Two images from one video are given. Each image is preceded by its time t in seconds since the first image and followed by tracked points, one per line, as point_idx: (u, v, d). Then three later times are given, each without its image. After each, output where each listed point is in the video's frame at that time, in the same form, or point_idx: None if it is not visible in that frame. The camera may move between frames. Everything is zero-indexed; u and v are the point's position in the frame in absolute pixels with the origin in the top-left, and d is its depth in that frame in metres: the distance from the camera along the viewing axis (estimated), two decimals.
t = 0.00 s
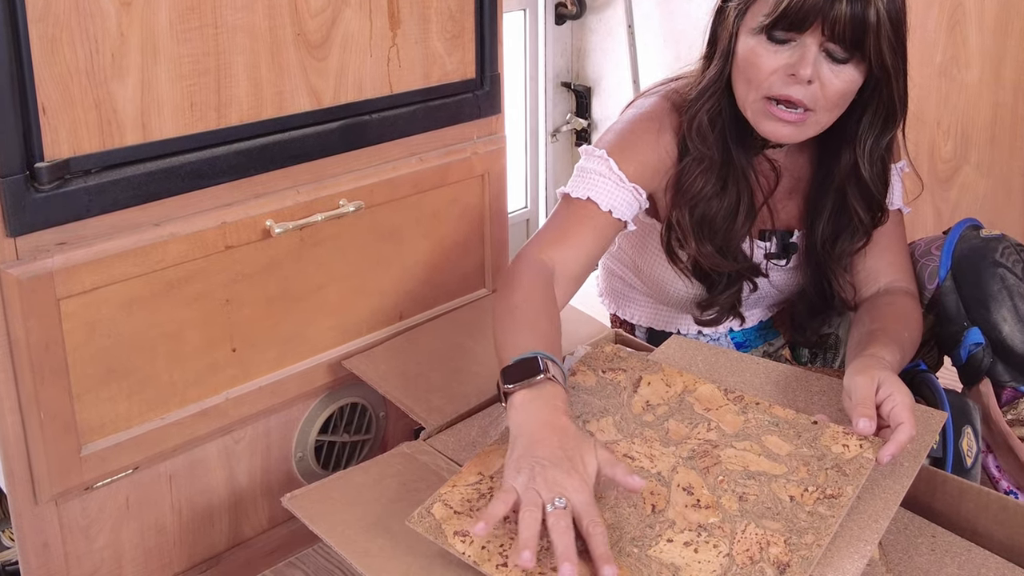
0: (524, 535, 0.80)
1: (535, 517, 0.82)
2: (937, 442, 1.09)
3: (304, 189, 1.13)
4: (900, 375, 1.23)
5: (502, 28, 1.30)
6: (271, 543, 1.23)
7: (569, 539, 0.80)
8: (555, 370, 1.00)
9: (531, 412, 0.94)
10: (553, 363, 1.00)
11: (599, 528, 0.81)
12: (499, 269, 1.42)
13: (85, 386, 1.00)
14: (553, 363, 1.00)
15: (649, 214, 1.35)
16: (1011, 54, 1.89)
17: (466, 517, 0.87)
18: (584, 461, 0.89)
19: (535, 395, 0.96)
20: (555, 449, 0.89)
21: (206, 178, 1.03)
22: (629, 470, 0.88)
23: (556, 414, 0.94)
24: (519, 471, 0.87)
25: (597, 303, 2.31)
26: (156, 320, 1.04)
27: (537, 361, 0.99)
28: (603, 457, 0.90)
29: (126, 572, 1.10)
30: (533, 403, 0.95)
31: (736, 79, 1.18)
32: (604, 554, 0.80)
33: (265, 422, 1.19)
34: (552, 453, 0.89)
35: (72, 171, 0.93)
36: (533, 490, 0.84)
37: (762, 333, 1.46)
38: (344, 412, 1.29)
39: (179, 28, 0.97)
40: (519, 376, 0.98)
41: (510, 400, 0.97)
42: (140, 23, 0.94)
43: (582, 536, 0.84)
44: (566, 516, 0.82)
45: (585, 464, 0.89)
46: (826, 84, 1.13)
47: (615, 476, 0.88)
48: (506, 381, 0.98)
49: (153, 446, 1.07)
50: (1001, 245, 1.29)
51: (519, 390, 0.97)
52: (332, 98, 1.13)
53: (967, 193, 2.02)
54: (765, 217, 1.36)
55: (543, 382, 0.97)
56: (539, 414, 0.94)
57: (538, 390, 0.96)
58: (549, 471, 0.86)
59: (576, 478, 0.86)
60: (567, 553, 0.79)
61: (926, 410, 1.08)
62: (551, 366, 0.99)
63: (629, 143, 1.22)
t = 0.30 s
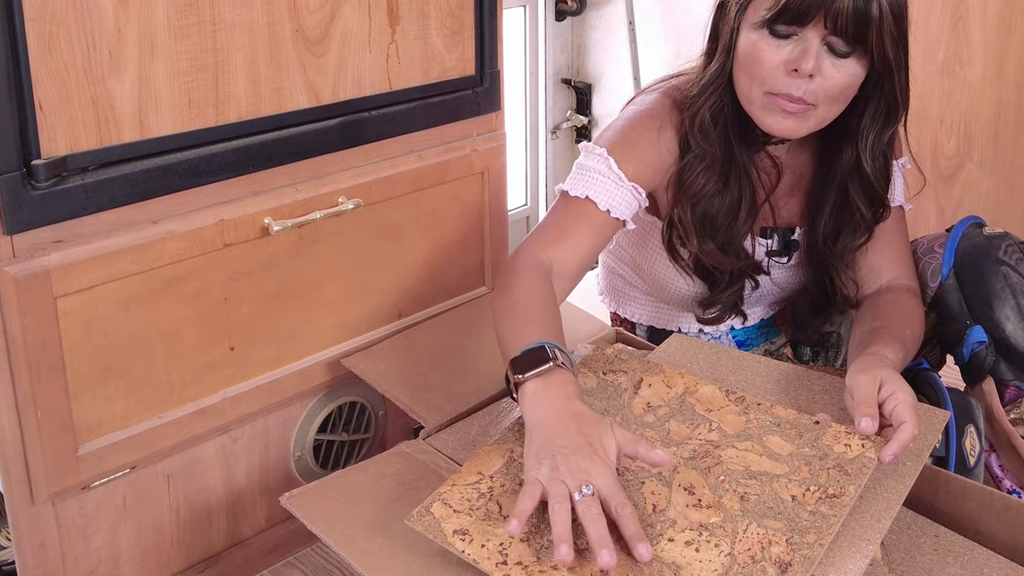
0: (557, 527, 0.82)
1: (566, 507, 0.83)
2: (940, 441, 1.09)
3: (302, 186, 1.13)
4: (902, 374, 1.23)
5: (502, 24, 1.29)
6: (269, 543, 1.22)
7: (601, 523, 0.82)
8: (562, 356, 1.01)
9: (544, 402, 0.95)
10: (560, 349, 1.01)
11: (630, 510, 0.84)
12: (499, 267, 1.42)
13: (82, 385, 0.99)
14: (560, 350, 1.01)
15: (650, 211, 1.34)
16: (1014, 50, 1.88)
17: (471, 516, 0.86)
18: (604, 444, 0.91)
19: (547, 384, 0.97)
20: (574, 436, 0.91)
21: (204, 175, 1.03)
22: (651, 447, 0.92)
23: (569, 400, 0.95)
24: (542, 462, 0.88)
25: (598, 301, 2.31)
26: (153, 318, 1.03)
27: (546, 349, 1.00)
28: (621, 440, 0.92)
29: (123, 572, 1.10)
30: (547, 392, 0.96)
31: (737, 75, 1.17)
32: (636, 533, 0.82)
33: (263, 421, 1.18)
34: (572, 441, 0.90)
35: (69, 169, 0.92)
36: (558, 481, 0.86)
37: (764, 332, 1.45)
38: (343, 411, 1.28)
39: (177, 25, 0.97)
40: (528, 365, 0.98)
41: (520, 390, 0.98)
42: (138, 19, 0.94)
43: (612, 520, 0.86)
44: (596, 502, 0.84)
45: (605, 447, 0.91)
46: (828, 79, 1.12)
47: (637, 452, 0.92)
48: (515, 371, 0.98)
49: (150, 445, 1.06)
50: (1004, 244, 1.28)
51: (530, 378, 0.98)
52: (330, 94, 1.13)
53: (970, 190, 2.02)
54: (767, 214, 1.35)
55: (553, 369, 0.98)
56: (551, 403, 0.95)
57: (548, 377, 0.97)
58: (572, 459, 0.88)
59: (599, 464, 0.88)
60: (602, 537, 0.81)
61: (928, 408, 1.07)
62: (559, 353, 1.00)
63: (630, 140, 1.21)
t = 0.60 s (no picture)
0: (490, 542, 0.80)
1: (500, 522, 0.81)
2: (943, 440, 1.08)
3: (301, 184, 1.12)
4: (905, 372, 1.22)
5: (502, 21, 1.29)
6: (267, 542, 1.21)
7: (531, 544, 0.80)
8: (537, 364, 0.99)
9: (509, 408, 0.93)
10: (534, 356, 0.98)
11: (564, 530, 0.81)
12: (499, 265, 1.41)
13: (79, 384, 0.99)
14: (534, 356, 0.98)
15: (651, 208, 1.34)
16: (1017, 47, 1.87)
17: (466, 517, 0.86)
18: (554, 460, 0.88)
19: (515, 390, 0.95)
20: (527, 448, 0.88)
21: (202, 173, 1.02)
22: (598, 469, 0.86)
23: (535, 409, 0.93)
24: (492, 471, 0.87)
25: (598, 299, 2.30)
26: (151, 317, 1.02)
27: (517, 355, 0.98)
28: (576, 454, 0.89)
29: (121, 572, 1.09)
30: (513, 398, 0.94)
31: (739, 70, 1.17)
32: (563, 555, 0.79)
33: (262, 420, 1.18)
34: (524, 453, 0.88)
35: (66, 166, 0.92)
36: (501, 492, 0.84)
37: (765, 330, 1.44)
38: (341, 410, 1.28)
39: (175, 21, 0.96)
40: (499, 370, 0.96)
41: (490, 394, 0.95)
42: (135, 15, 0.93)
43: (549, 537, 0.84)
44: (532, 519, 0.82)
45: (555, 463, 0.88)
46: (831, 73, 1.12)
47: (583, 474, 0.86)
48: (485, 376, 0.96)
49: (148, 445, 1.05)
50: (1009, 241, 1.27)
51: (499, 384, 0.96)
52: (329, 91, 1.12)
53: (973, 187, 2.01)
54: (768, 212, 1.34)
55: (523, 376, 0.96)
56: (514, 410, 0.92)
57: (516, 384, 0.95)
58: (521, 471, 0.86)
59: (545, 479, 0.85)
60: (529, 558, 0.79)
61: (931, 407, 1.06)
62: (531, 359, 0.98)
63: (630, 137, 1.21)
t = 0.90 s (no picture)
0: (574, 556, 0.78)
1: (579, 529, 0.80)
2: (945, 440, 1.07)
3: (299, 181, 1.11)
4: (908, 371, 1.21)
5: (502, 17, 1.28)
6: (265, 542, 1.21)
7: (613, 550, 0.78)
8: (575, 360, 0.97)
9: (559, 409, 0.91)
10: (575, 354, 0.97)
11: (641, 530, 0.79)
12: (498, 264, 1.40)
13: (76, 383, 0.98)
14: (574, 353, 0.97)
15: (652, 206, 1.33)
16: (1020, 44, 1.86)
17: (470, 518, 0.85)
18: (618, 458, 0.86)
19: (561, 390, 0.93)
20: (586, 447, 0.87)
21: (200, 170, 1.01)
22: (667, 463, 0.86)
23: (585, 407, 0.91)
24: (555, 475, 0.85)
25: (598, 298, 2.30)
26: (148, 315, 1.01)
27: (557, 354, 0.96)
28: (638, 451, 0.87)
29: (118, 572, 1.09)
30: (560, 400, 0.92)
31: (741, 67, 1.16)
32: (642, 552, 0.78)
33: (260, 420, 1.17)
34: (585, 454, 0.86)
35: (63, 164, 0.91)
36: (570, 498, 0.82)
37: (766, 328, 1.43)
38: (340, 409, 1.27)
39: (173, 18, 0.95)
40: (542, 371, 0.94)
41: (534, 397, 0.94)
42: (133, 11, 0.92)
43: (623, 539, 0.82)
44: (610, 523, 0.80)
45: (620, 460, 0.86)
46: (833, 68, 1.11)
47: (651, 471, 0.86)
48: (528, 379, 0.94)
49: (145, 444, 1.05)
50: (1011, 239, 1.26)
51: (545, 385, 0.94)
52: (328, 88, 1.11)
53: (976, 185, 2.00)
54: (768, 210, 1.33)
55: (566, 375, 0.94)
56: (565, 412, 0.91)
57: (562, 383, 0.94)
58: (586, 474, 0.84)
59: (613, 479, 0.83)
60: (614, 564, 0.78)
61: (933, 407, 1.06)
62: (570, 356, 0.96)
63: (631, 134, 1.20)
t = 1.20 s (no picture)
0: (655, 496, 0.85)
1: (657, 466, 0.86)
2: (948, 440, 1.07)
3: (298, 179, 1.10)
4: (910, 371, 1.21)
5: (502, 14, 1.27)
6: (264, 542, 1.20)
7: (695, 480, 0.85)
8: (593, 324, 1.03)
9: (599, 366, 0.97)
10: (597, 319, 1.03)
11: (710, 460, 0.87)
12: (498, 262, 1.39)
13: (73, 382, 0.97)
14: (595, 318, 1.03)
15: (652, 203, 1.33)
16: None
17: (470, 516, 0.84)
18: (669, 401, 0.94)
19: (597, 350, 0.98)
20: (637, 398, 0.93)
21: (198, 167, 1.01)
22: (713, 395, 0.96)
23: (623, 359, 0.98)
24: (616, 427, 0.90)
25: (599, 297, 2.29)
26: (145, 314, 1.01)
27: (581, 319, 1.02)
28: (684, 392, 0.96)
29: (115, 572, 1.08)
30: (599, 358, 0.97)
31: (741, 62, 1.16)
32: (718, 478, 0.86)
33: (258, 419, 1.16)
34: (638, 401, 0.92)
35: (60, 161, 0.90)
36: (638, 445, 0.88)
37: (767, 327, 1.42)
38: (338, 408, 1.26)
39: (171, 14, 0.94)
40: (572, 334, 1.00)
41: (570, 358, 0.98)
42: (130, 8, 0.91)
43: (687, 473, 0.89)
44: (684, 459, 0.87)
45: (669, 401, 0.94)
46: (833, 64, 1.10)
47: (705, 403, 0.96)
48: (561, 344, 0.99)
49: (143, 443, 1.04)
50: (1009, 238, 1.25)
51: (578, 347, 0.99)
52: (327, 85, 1.10)
53: (979, 183, 1.99)
54: (769, 207, 1.32)
55: (597, 335, 1.00)
56: (606, 367, 0.96)
57: (595, 343, 0.99)
58: (644, 420, 0.90)
59: (671, 420, 0.90)
60: (696, 491, 0.85)
61: (936, 406, 1.05)
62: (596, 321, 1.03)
63: (630, 131, 1.19)
